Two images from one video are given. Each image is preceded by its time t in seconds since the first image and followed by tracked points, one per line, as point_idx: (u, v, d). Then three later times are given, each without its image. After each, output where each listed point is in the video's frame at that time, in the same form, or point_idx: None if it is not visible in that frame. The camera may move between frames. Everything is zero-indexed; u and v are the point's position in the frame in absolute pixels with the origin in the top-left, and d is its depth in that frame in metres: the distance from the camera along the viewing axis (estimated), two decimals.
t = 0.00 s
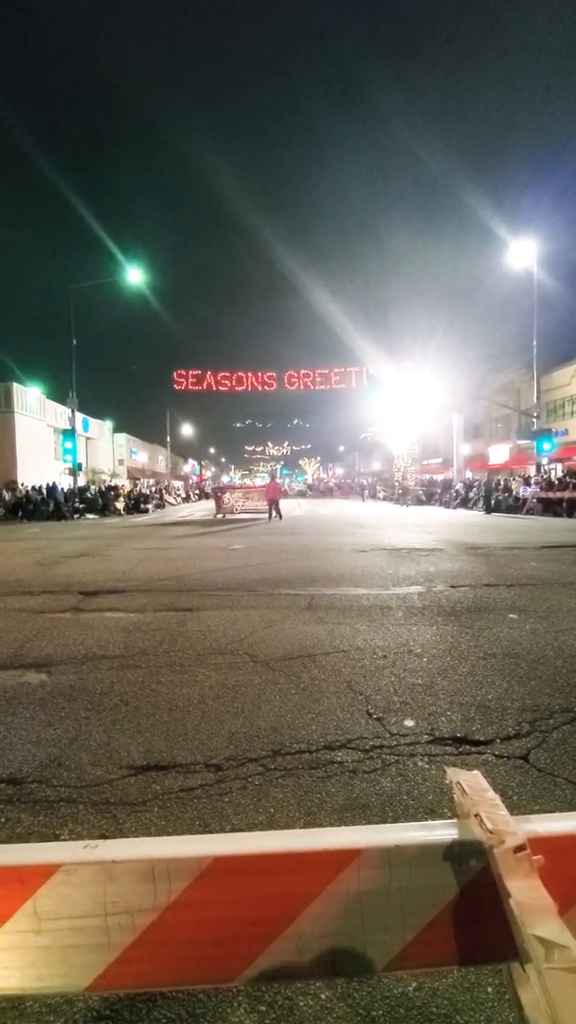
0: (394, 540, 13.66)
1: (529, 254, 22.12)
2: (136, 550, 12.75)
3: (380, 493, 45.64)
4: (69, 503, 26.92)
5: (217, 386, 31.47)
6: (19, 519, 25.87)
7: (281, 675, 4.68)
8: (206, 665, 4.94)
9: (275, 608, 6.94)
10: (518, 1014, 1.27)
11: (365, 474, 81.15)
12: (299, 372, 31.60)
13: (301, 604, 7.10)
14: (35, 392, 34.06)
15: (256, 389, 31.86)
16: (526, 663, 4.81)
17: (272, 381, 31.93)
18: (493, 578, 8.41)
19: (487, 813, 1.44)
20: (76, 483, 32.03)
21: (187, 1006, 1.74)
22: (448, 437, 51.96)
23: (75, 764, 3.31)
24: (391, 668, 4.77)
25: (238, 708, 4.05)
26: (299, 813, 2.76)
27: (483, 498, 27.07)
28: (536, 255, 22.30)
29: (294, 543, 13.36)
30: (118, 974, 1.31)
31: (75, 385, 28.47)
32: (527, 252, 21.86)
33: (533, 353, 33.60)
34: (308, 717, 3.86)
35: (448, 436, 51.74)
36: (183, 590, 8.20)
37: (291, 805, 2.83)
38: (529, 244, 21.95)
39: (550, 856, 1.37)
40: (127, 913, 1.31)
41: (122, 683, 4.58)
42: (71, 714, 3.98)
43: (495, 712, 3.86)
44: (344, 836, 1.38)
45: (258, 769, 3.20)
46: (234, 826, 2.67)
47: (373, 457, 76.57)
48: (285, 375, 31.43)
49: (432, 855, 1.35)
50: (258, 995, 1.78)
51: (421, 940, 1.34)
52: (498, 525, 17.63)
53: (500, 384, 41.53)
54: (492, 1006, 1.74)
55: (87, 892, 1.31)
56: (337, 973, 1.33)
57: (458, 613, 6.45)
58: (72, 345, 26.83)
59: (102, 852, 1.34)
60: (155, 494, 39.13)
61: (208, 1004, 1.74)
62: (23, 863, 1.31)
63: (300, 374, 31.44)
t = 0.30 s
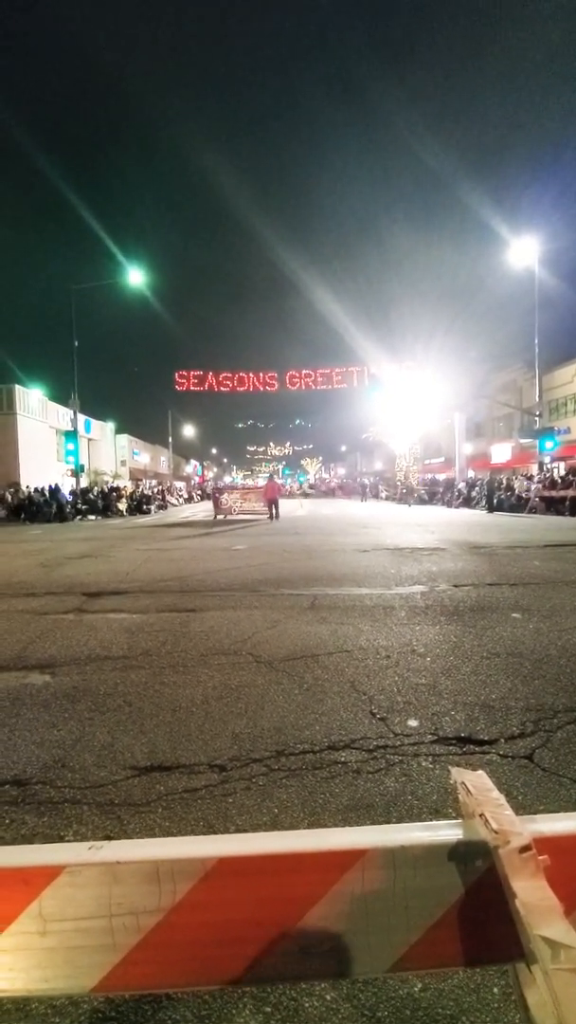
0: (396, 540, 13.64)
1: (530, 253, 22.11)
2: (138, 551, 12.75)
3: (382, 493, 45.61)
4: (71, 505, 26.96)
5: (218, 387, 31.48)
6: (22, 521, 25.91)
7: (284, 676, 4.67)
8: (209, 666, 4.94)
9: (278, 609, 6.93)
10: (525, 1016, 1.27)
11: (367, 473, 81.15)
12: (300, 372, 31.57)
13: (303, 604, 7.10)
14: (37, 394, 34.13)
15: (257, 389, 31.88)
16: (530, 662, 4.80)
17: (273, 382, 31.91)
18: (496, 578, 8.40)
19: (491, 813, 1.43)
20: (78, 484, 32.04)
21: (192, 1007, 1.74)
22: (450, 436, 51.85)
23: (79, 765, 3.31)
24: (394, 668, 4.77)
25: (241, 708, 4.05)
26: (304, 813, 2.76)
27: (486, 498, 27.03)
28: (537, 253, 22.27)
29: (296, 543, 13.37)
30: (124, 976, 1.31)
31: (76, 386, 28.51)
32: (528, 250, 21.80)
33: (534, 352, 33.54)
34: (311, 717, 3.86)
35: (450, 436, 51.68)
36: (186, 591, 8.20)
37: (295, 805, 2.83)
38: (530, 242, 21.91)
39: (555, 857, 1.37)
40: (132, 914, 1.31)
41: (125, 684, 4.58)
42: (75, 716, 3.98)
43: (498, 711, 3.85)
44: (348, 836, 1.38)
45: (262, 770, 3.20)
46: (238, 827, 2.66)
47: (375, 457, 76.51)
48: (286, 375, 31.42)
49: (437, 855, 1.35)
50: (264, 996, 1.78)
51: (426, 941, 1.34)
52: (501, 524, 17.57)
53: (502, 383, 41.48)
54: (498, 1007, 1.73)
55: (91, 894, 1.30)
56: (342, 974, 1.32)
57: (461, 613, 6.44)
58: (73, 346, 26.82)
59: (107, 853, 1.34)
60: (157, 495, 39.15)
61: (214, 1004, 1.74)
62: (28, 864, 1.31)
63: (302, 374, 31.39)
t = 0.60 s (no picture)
0: (400, 539, 13.64)
1: (532, 252, 22.11)
2: (141, 552, 12.76)
3: (385, 492, 45.60)
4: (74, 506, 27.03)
5: (220, 387, 31.51)
6: (26, 522, 25.97)
7: (288, 676, 4.67)
8: (213, 667, 4.94)
9: (281, 609, 6.93)
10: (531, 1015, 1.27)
11: (369, 474, 81.12)
12: (302, 372, 31.58)
13: (307, 604, 7.10)
14: (40, 395, 34.22)
15: (259, 390, 31.91)
16: (534, 662, 4.80)
17: (276, 382, 31.93)
18: (500, 577, 8.39)
19: (496, 813, 1.43)
20: (81, 486, 32.08)
21: (198, 1007, 1.74)
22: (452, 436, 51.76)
23: (83, 766, 3.32)
24: (398, 668, 4.76)
25: (245, 709, 4.05)
26: (308, 814, 2.76)
27: (489, 497, 26.98)
28: (539, 252, 22.25)
29: (300, 543, 13.37)
30: (130, 977, 1.32)
31: (79, 387, 28.56)
32: (530, 249, 21.73)
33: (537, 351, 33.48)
34: (315, 718, 3.86)
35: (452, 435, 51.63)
36: (189, 591, 8.22)
37: (300, 805, 2.83)
38: (532, 241, 21.90)
39: (561, 857, 1.36)
40: (138, 914, 1.31)
41: (130, 685, 4.58)
42: (80, 717, 3.99)
43: (503, 711, 3.85)
44: (353, 836, 1.38)
45: (266, 770, 3.21)
46: (243, 828, 2.66)
47: (378, 457, 76.47)
48: (288, 375, 31.46)
49: (442, 855, 1.35)
50: (269, 996, 1.78)
51: (432, 941, 1.34)
52: (505, 523, 17.52)
53: (505, 382, 41.41)
54: (503, 1007, 1.73)
55: (98, 894, 1.31)
56: (348, 974, 1.32)
57: (464, 612, 6.43)
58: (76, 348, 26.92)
59: (112, 853, 1.34)
60: (160, 496, 39.19)
61: (220, 1004, 1.74)
62: (35, 864, 1.31)
63: (304, 374, 31.35)
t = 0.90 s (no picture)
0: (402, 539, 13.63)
1: (533, 250, 22.09)
2: (144, 553, 12.76)
3: (388, 492, 45.58)
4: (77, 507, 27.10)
5: (222, 387, 31.52)
6: (28, 523, 26.02)
7: (290, 676, 4.67)
8: (216, 667, 4.94)
9: (283, 610, 6.93)
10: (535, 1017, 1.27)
11: (371, 474, 81.10)
12: (304, 372, 31.60)
13: (310, 604, 7.10)
14: (42, 397, 34.29)
15: (261, 390, 31.94)
16: (537, 662, 4.78)
17: (278, 382, 31.92)
18: (503, 577, 8.37)
19: (499, 813, 1.43)
20: (83, 487, 32.09)
21: (202, 1007, 1.74)
22: (455, 436, 51.68)
23: (86, 767, 3.32)
24: (401, 668, 4.76)
25: (248, 709, 4.05)
26: (311, 814, 2.76)
27: (491, 496, 26.93)
28: (540, 250, 22.23)
29: (302, 543, 13.37)
30: (133, 978, 1.32)
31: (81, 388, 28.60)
32: (532, 248, 21.65)
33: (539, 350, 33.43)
34: (318, 718, 3.86)
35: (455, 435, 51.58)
36: (192, 592, 8.23)
37: (303, 806, 2.83)
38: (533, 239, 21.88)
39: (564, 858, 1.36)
40: (141, 916, 1.31)
41: (133, 685, 4.59)
42: (83, 717, 4.00)
43: (506, 711, 3.84)
44: (356, 837, 1.37)
45: (269, 770, 3.21)
46: (246, 828, 2.66)
47: (380, 457, 76.36)
48: (290, 375, 31.47)
49: (445, 856, 1.35)
50: (273, 996, 1.78)
51: (435, 942, 1.34)
52: (508, 523, 17.49)
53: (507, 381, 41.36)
54: (507, 1008, 1.72)
55: (100, 896, 1.31)
56: (352, 975, 1.32)
57: (467, 612, 6.42)
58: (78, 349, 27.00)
59: (115, 854, 1.34)
60: (163, 497, 39.24)
61: (223, 1005, 1.74)
62: (37, 866, 1.31)
63: (305, 374, 31.30)
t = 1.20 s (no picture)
0: (405, 539, 13.59)
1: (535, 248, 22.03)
2: (147, 553, 12.75)
3: (390, 491, 45.53)
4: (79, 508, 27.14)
5: (224, 388, 31.51)
6: (32, 524, 26.04)
7: (293, 677, 4.66)
8: (219, 668, 4.94)
9: (286, 610, 6.91)
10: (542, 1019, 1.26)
11: (374, 473, 81.05)
12: (306, 372, 31.59)
13: (312, 604, 7.10)
14: (45, 398, 34.35)
15: (263, 390, 31.93)
16: (542, 661, 4.76)
17: (279, 382, 31.89)
18: (506, 576, 8.34)
19: (504, 816, 1.41)
20: (86, 488, 32.09)
21: (206, 1010, 1.73)
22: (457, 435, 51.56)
23: (89, 768, 3.32)
24: (404, 668, 4.74)
25: (251, 709, 4.05)
26: (315, 815, 2.75)
27: (494, 495, 26.86)
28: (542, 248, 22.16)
29: (305, 543, 13.35)
30: (135, 983, 1.31)
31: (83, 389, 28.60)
32: (534, 244, 21.55)
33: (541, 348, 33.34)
34: (321, 718, 3.85)
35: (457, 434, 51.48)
36: (194, 592, 8.24)
37: (307, 806, 2.82)
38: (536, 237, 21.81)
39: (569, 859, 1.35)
40: (143, 920, 1.30)
41: (135, 686, 4.59)
42: (86, 718, 4.00)
43: (510, 710, 3.82)
44: (359, 838, 1.37)
45: (273, 771, 3.20)
46: (249, 829, 2.65)
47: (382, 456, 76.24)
48: (292, 375, 31.47)
49: (449, 858, 1.33)
50: (277, 999, 1.77)
51: (440, 945, 1.33)
52: (510, 522, 17.42)
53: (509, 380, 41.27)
54: (513, 1010, 1.71)
55: (102, 900, 1.30)
56: (356, 978, 1.31)
57: (470, 612, 6.40)
58: (80, 350, 27.11)
59: (117, 857, 1.33)
60: (165, 497, 39.28)
61: (227, 1007, 1.73)
62: (39, 870, 1.30)
63: (307, 374, 31.23)
